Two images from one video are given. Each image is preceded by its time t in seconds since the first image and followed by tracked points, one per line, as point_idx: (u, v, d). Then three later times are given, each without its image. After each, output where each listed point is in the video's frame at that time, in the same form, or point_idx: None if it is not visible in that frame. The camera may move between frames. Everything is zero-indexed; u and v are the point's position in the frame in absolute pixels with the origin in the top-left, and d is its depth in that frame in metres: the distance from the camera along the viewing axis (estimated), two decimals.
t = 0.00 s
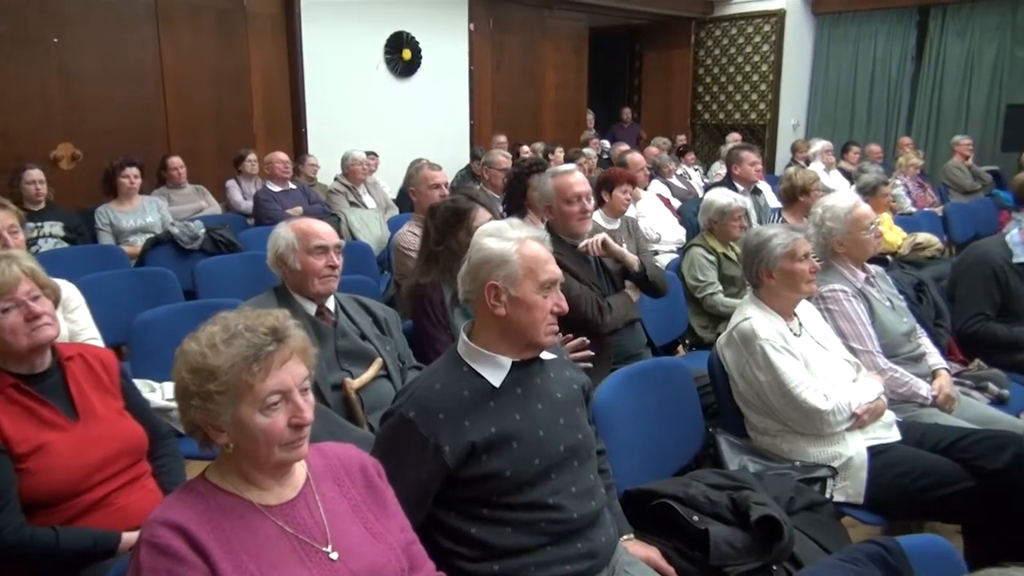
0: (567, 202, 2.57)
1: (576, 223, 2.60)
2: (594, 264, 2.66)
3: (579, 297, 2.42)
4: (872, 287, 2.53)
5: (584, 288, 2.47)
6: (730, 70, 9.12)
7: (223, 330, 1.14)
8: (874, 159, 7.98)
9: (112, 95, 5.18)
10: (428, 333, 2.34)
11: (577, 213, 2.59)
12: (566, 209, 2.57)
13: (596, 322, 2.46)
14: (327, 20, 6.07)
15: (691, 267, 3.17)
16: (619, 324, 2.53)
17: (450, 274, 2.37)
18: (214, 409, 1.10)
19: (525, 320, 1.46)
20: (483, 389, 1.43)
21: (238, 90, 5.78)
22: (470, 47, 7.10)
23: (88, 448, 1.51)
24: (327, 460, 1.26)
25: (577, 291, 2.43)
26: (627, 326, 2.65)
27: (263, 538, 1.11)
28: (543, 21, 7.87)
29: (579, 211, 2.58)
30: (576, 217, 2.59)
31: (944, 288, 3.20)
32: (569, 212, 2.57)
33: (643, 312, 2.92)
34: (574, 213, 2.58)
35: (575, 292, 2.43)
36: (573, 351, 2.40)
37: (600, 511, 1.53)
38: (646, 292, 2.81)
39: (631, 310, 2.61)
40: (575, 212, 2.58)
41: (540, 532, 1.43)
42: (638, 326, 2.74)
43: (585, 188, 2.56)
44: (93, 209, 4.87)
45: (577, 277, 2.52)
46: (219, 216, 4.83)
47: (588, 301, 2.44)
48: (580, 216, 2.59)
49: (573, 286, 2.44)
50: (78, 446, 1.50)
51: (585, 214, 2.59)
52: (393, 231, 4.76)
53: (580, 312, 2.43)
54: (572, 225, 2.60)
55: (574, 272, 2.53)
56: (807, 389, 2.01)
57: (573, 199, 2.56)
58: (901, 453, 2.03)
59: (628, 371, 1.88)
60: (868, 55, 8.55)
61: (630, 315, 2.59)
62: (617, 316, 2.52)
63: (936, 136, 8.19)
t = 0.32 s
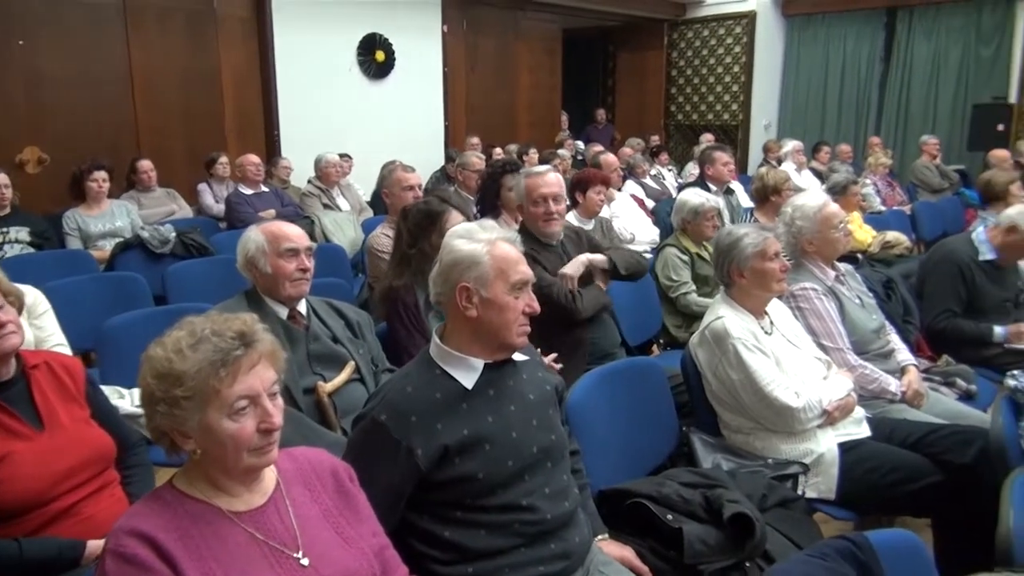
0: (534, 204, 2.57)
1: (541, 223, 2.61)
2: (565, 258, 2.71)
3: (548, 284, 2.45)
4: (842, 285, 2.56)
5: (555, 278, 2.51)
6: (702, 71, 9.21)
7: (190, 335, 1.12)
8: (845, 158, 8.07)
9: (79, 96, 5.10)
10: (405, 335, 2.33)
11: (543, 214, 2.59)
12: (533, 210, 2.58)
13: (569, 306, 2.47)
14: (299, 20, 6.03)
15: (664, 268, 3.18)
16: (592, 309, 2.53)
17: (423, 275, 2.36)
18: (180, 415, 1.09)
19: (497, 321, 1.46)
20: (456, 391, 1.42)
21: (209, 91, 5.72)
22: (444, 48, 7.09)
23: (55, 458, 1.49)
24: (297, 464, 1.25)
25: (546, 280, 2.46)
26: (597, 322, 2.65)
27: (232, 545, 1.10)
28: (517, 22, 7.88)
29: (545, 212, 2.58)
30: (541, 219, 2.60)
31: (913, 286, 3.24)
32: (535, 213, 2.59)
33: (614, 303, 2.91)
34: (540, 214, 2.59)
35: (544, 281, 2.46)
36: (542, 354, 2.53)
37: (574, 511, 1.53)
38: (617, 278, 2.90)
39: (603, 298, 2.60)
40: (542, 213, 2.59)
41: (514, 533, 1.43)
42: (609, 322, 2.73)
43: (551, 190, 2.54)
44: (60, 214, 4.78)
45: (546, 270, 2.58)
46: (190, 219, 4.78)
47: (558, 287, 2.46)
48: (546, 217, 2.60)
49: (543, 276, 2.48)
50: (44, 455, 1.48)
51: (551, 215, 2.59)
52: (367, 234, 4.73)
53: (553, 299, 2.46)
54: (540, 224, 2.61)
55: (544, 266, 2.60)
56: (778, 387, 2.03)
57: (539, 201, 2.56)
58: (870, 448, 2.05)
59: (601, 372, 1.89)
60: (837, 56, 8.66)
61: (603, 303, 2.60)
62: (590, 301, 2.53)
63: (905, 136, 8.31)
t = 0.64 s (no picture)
0: (504, 205, 2.57)
1: (513, 224, 2.61)
2: (537, 259, 2.72)
3: (522, 278, 2.50)
4: (810, 283, 2.60)
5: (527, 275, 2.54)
6: (672, 72, 9.29)
7: (153, 341, 1.11)
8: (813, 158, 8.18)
9: (40, 97, 5.00)
10: (376, 342, 2.32)
11: (513, 215, 2.59)
12: (504, 211, 2.58)
13: (542, 301, 2.50)
14: (268, 21, 5.96)
15: (636, 267, 3.20)
16: (565, 309, 2.55)
17: (394, 278, 2.34)
18: (145, 422, 1.07)
19: (468, 323, 1.45)
20: (427, 394, 1.42)
21: (176, 92, 5.64)
22: (415, 49, 7.07)
23: (17, 468, 1.46)
24: (266, 470, 1.23)
25: (519, 275, 2.51)
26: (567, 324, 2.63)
27: (199, 554, 1.08)
28: (488, 23, 7.88)
29: (515, 213, 2.58)
30: (512, 220, 2.60)
31: (879, 283, 3.28)
32: (507, 215, 2.58)
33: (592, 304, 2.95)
34: (510, 215, 2.59)
35: (516, 277, 2.51)
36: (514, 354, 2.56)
37: (547, 512, 1.53)
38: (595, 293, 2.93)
39: (574, 299, 2.61)
40: (512, 213, 2.58)
41: (486, 535, 1.43)
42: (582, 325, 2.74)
43: (521, 192, 2.53)
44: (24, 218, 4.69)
45: (516, 266, 2.59)
46: (158, 223, 4.71)
47: (530, 282, 2.50)
48: (515, 218, 2.59)
49: (515, 272, 2.52)
50: (5, 466, 1.44)
51: (521, 216, 2.59)
52: (338, 236, 4.70)
53: (526, 294, 2.49)
54: (510, 226, 2.61)
55: (515, 263, 2.60)
56: (748, 384, 2.04)
57: (509, 202, 2.56)
58: (839, 444, 2.08)
59: (573, 372, 1.89)
60: (804, 57, 8.77)
61: (575, 305, 2.61)
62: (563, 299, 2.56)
63: (871, 135, 8.43)
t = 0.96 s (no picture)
0: (492, 213, 2.57)
1: (495, 234, 2.62)
2: (512, 264, 2.73)
3: (494, 290, 2.49)
4: (775, 281, 2.63)
5: (501, 284, 2.54)
6: (640, 73, 9.37)
7: (114, 346, 1.09)
8: (779, 157, 8.28)
9: None
10: (344, 343, 2.31)
11: (499, 226, 2.60)
12: (489, 219, 2.59)
13: (512, 313, 2.51)
14: (234, 21, 5.89)
15: (605, 266, 3.21)
16: (538, 322, 2.57)
17: (361, 278, 2.33)
18: (106, 429, 1.05)
19: (435, 324, 1.45)
20: (396, 397, 1.41)
21: (139, 93, 5.55)
22: (383, 50, 7.03)
23: None
24: (232, 475, 1.22)
25: (493, 286, 2.50)
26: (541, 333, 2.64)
27: (164, 561, 1.07)
28: (457, 23, 7.86)
29: (501, 224, 2.59)
30: (497, 230, 2.61)
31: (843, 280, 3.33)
32: (492, 225, 2.59)
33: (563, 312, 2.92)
34: (496, 225, 2.60)
35: (488, 287, 2.50)
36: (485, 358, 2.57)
37: (517, 512, 1.53)
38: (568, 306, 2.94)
39: (549, 312, 2.64)
40: (496, 222, 2.59)
41: (457, 537, 1.43)
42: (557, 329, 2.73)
43: (511, 206, 2.56)
44: None
45: (491, 274, 2.58)
46: (121, 226, 4.63)
47: (506, 293, 2.51)
48: (501, 229, 2.61)
49: (488, 281, 2.51)
50: None
51: (507, 228, 2.61)
52: (307, 238, 4.66)
53: (499, 305, 2.50)
54: (491, 234, 2.62)
55: (489, 270, 2.59)
56: (716, 382, 2.07)
57: (498, 213, 2.58)
58: (805, 439, 2.11)
59: (543, 372, 1.90)
60: (769, 57, 8.88)
61: (548, 316, 2.62)
62: (536, 311, 2.57)
63: (835, 135, 8.56)
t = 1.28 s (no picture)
0: (479, 219, 2.57)
1: (477, 238, 2.62)
2: (489, 269, 2.75)
3: (468, 299, 2.49)
4: (741, 279, 2.66)
5: (476, 292, 2.54)
6: (607, 73, 9.43)
7: (73, 351, 1.07)
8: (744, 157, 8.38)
9: None
10: (311, 345, 2.29)
11: (484, 232, 2.61)
12: (475, 225, 2.58)
13: (485, 322, 2.52)
14: (197, 21, 5.81)
15: (574, 267, 3.23)
16: (509, 331, 2.58)
17: (329, 280, 2.32)
18: (65, 436, 1.03)
19: (403, 325, 1.45)
20: (363, 399, 1.40)
21: (100, 93, 5.45)
22: (350, 51, 6.99)
23: None
24: (196, 480, 1.21)
25: (465, 293, 2.50)
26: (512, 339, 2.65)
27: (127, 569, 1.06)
28: (425, 24, 7.85)
29: (485, 230, 2.60)
30: (480, 235, 2.61)
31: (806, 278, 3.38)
32: (477, 230, 2.59)
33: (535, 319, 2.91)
34: (481, 231, 2.60)
35: (462, 294, 2.50)
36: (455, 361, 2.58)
37: (487, 512, 1.53)
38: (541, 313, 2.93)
39: (521, 320, 2.65)
40: (481, 228, 2.59)
41: (427, 538, 1.43)
42: (528, 336, 2.73)
43: (499, 216, 2.56)
44: None
45: (467, 278, 2.58)
46: (82, 229, 4.55)
47: (480, 301, 2.51)
48: (485, 235, 2.61)
49: (460, 286, 2.51)
50: None
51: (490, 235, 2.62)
52: (274, 240, 4.61)
53: (472, 313, 2.50)
54: (473, 238, 2.62)
55: (465, 274, 2.59)
56: (684, 380, 2.09)
57: (485, 220, 2.58)
58: (771, 436, 2.14)
59: (513, 372, 1.90)
60: (734, 58, 8.98)
61: (520, 325, 2.63)
62: (509, 320, 2.58)
63: (799, 135, 8.69)
